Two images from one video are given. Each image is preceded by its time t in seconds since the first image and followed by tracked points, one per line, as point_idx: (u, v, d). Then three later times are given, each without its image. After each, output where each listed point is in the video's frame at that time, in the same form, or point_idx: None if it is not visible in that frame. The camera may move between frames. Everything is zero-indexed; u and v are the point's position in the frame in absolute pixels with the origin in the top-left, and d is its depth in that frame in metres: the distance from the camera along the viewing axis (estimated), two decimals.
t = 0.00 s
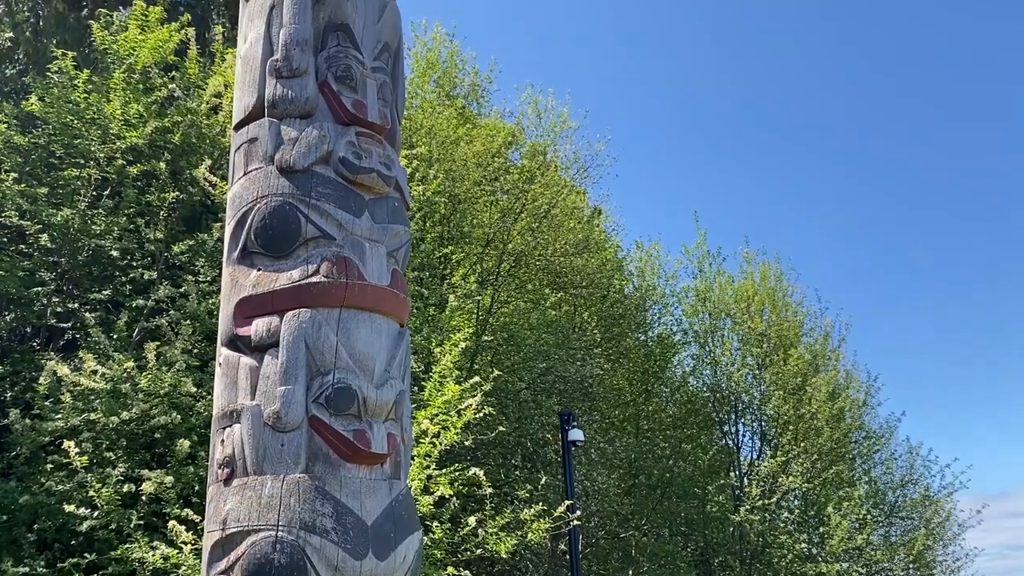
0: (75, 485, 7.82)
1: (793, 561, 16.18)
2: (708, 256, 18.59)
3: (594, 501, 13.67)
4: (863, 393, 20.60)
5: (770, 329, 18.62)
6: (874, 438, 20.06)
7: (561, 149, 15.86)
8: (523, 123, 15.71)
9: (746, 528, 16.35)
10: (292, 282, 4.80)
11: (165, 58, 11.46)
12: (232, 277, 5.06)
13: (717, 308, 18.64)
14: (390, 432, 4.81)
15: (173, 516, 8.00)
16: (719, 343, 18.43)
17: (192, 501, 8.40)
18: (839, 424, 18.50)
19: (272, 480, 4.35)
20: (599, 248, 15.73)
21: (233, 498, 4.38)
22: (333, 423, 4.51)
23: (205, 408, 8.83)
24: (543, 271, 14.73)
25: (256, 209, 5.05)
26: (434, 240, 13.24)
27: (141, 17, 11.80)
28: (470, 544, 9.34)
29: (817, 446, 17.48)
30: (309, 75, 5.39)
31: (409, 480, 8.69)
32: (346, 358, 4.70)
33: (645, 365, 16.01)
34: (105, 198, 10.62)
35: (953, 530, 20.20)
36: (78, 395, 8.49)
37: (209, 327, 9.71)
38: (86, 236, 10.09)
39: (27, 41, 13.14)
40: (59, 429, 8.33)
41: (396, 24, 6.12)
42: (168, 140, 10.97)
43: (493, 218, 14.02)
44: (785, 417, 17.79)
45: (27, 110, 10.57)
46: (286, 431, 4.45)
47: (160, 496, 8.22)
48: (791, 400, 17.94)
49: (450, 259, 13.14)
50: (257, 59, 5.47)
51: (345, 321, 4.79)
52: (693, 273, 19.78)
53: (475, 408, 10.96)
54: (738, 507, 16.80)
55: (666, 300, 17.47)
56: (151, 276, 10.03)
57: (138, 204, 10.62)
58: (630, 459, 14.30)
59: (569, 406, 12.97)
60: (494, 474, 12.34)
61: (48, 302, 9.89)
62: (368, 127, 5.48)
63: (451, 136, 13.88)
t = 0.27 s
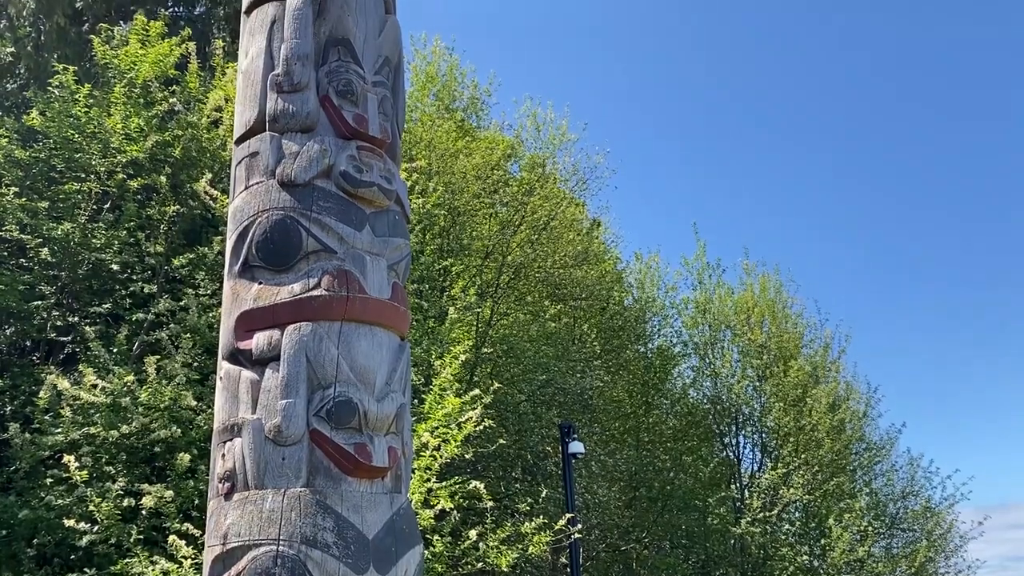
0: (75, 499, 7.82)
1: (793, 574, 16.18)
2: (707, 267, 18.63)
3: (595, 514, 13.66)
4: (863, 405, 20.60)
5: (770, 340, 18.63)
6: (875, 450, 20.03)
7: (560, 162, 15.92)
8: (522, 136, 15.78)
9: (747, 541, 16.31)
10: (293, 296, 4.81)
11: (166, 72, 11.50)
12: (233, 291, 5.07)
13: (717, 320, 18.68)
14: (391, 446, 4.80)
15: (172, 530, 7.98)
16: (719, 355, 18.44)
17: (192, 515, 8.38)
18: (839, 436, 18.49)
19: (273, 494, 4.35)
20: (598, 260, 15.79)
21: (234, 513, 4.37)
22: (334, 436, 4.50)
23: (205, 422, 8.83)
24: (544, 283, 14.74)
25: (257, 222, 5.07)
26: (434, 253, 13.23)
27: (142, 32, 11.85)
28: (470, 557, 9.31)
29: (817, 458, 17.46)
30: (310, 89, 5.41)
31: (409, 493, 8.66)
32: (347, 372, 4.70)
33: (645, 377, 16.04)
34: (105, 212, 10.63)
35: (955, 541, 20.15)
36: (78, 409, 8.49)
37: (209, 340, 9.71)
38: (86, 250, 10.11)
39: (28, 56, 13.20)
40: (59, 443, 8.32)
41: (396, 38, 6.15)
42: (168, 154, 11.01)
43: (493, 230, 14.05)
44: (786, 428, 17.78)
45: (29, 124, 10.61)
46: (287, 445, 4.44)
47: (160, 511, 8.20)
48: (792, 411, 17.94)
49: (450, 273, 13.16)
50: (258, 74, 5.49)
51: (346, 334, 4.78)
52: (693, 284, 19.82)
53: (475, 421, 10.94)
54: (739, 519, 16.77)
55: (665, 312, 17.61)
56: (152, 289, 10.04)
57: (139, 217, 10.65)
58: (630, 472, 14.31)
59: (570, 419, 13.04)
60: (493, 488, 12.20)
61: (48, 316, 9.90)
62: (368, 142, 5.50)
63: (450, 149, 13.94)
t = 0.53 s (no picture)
0: (76, 514, 7.81)
1: None
2: (708, 278, 18.65)
3: (598, 527, 13.58)
4: (865, 416, 20.56)
5: (771, 351, 18.62)
6: (878, 461, 19.97)
7: (560, 173, 15.96)
8: (523, 147, 15.83)
9: (750, 553, 16.23)
10: (295, 310, 4.81)
11: (167, 86, 11.54)
12: (235, 305, 5.07)
13: (719, 331, 18.60)
14: (392, 460, 4.79)
15: (173, 544, 7.97)
16: (721, 366, 18.44)
17: (193, 529, 8.37)
18: (842, 447, 18.44)
19: (275, 509, 4.33)
20: (599, 271, 15.81)
21: (236, 528, 4.36)
22: (336, 451, 4.49)
23: (206, 436, 8.82)
24: (544, 293, 14.67)
25: (259, 237, 5.07)
26: (435, 265, 13.21)
27: (143, 46, 11.90)
28: (472, 571, 9.28)
29: (819, 469, 17.42)
30: (312, 104, 5.42)
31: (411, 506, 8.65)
32: (349, 386, 4.69)
33: (647, 388, 16.04)
34: (107, 226, 10.64)
35: (958, 553, 20.08)
36: (79, 423, 8.50)
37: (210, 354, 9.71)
38: (87, 264, 10.13)
39: (30, 70, 13.26)
40: (60, 457, 8.32)
41: (397, 52, 6.16)
42: (170, 168, 11.05)
43: (494, 242, 14.07)
44: (788, 439, 17.75)
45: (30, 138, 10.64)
46: (289, 459, 4.43)
47: (161, 525, 8.19)
48: (794, 422, 17.91)
49: (451, 285, 13.18)
50: (260, 89, 5.51)
51: (347, 348, 4.78)
52: (694, 295, 19.84)
53: (477, 434, 10.93)
54: (742, 531, 16.71)
55: (666, 323, 17.66)
56: (153, 303, 10.05)
57: (140, 231, 10.67)
58: (633, 484, 14.28)
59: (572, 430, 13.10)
60: (495, 501, 12.23)
61: (49, 330, 9.91)
62: (370, 155, 5.51)
63: (451, 161, 13.98)
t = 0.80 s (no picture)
0: (76, 525, 7.80)
1: None
2: (710, 287, 18.63)
3: (598, 536, 13.34)
4: (868, 424, 20.50)
5: (773, 359, 18.59)
6: (881, 470, 19.90)
7: (561, 182, 15.97)
8: (523, 157, 15.84)
9: (753, 563, 16.15)
10: (296, 321, 4.79)
11: (168, 97, 11.57)
12: (235, 316, 5.05)
13: (720, 339, 18.59)
14: (394, 472, 4.77)
15: (174, 556, 7.95)
16: (723, 375, 18.43)
17: (193, 541, 8.35)
18: (845, 456, 18.38)
19: (275, 521, 4.31)
20: (600, 280, 15.79)
21: (236, 541, 4.34)
22: (337, 463, 4.47)
23: (207, 447, 8.81)
24: (545, 302, 14.63)
25: (260, 248, 5.06)
26: (436, 274, 13.19)
27: (145, 57, 11.93)
28: None
29: (822, 478, 17.38)
30: (313, 115, 5.42)
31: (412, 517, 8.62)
32: (350, 398, 4.67)
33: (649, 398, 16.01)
34: (108, 236, 10.63)
35: (962, 562, 20.01)
36: (80, 434, 8.49)
37: (211, 364, 9.70)
38: (88, 274, 10.13)
39: (32, 81, 13.28)
40: (60, 469, 8.31)
41: (398, 63, 6.17)
42: (171, 178, 11.06)
43: (495, 251, 14.07)
44: (791, 448, 17.69)
45: (32, 148, 10.64)
46: (289, 472, 4.41)
47: (162, 536, 8.17)
48: (796, 431, 17.86)
49: (452, 294, 13.16)
50: (261, 100, 5.51)
51: (348, 359, 4.77)
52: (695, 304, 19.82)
53: (478, 444, 10.90)
54: (744, 541, 16.65)
55: (668, 332, 17.70)
56: (154, 313, 10.05)
57: (141, 241, 10.68)
58: (635, 494, 14.23)
59: (573, 440, 13.15)
60: (497, 510, 12.28)
61: (50, 340, 9.91)
62: (371, 166, 5.51)
63: (452, 170, 13.94)
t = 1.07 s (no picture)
0: (78, 534, 7.79)
1: None
2: (711, 295, 18.64)
3: (600, 544, 13.33)
4: (870, 432, 20.47)
5: (775, 367, 18.56)
6: (884, 478, 19.85)
7: (563, 190, 16.01)
8: (525, 165, 15.87)
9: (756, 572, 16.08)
10: (298, 330, 4.80)
11: (171, 105, 11.61)
12: (238, 325, 5.05)
13: (722, 347, 18.76)
14: (396, 481, 4.77)
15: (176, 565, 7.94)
16: (725, 383, 18.44)
17: (195, 550, 8.34)
18: (848, 464, 18.33)
19: (277, 530, 4.31)
20: (602, 288, 15.78)
21: (238, 550, 4.33)
22: (339, 471, 4.47)
23: (209, 455, 8.80)
24: (547, 310, 14.67)
25: (262, 256, 5.07)
26: (438, 282, 13.20)
27: (148, 66, 11.97)
28: None
29: (825, 486, 17.34)
30: (315, 124, 5.44)
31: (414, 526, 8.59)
32: (352, 406, 4.67)
33: (650, 405, 16.02)
34: (111, 244, 10.66)
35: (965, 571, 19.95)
36: (82, 443, 8.50)
37: (213, 373, 9.70)
38: (91, 283, 10.14)
39: (35, 90, 13.33)
40: (62, 477, 8.31)
41: (400, 72, 6.19)
42: (174, 187, 11.08)
43: (497, 258, 14.09)
44: (793, 456, 17.65)
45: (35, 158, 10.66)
46: (292, 480, 4.40)
47: (164, 545, 8.16)
48: (799, 439, 17.83)
49: (454, 302, 13.17)
50: (264, 109, 5.52)
51: (350, 367, 4.76)
52: (697, 312, 19.85)
53: (481, 453, 10.88)
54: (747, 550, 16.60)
55: (670, 339, 17.72)
56: (156, 322, 10.06)
57: (144, 250, 10.69)
58: (638, 501, 14.16)
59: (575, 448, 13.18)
60: (499, 519, 12.19)
61: (52, 348, 9.92)
62: (373, 175, 5.52)
63: (454, 179, 13.99)
